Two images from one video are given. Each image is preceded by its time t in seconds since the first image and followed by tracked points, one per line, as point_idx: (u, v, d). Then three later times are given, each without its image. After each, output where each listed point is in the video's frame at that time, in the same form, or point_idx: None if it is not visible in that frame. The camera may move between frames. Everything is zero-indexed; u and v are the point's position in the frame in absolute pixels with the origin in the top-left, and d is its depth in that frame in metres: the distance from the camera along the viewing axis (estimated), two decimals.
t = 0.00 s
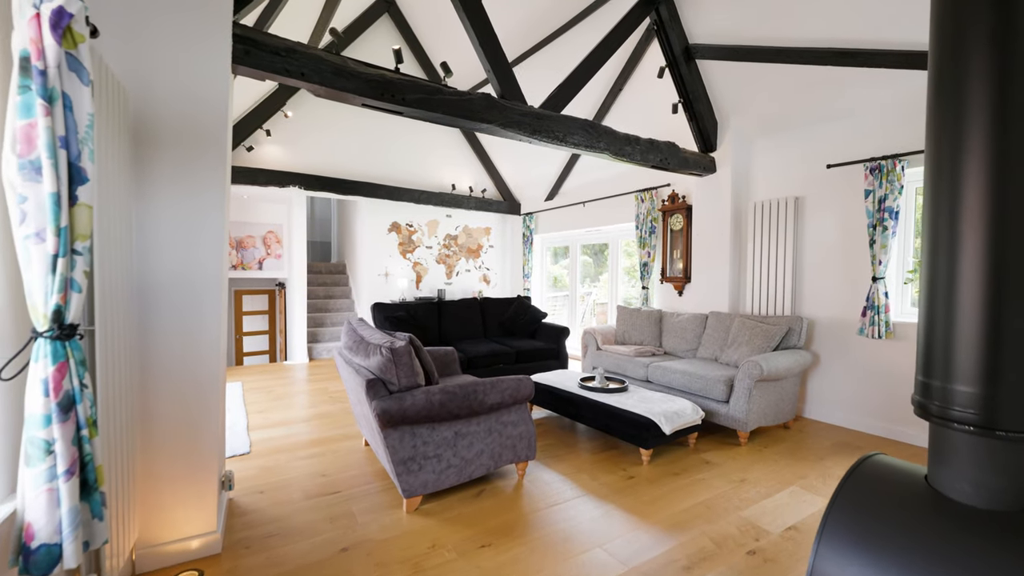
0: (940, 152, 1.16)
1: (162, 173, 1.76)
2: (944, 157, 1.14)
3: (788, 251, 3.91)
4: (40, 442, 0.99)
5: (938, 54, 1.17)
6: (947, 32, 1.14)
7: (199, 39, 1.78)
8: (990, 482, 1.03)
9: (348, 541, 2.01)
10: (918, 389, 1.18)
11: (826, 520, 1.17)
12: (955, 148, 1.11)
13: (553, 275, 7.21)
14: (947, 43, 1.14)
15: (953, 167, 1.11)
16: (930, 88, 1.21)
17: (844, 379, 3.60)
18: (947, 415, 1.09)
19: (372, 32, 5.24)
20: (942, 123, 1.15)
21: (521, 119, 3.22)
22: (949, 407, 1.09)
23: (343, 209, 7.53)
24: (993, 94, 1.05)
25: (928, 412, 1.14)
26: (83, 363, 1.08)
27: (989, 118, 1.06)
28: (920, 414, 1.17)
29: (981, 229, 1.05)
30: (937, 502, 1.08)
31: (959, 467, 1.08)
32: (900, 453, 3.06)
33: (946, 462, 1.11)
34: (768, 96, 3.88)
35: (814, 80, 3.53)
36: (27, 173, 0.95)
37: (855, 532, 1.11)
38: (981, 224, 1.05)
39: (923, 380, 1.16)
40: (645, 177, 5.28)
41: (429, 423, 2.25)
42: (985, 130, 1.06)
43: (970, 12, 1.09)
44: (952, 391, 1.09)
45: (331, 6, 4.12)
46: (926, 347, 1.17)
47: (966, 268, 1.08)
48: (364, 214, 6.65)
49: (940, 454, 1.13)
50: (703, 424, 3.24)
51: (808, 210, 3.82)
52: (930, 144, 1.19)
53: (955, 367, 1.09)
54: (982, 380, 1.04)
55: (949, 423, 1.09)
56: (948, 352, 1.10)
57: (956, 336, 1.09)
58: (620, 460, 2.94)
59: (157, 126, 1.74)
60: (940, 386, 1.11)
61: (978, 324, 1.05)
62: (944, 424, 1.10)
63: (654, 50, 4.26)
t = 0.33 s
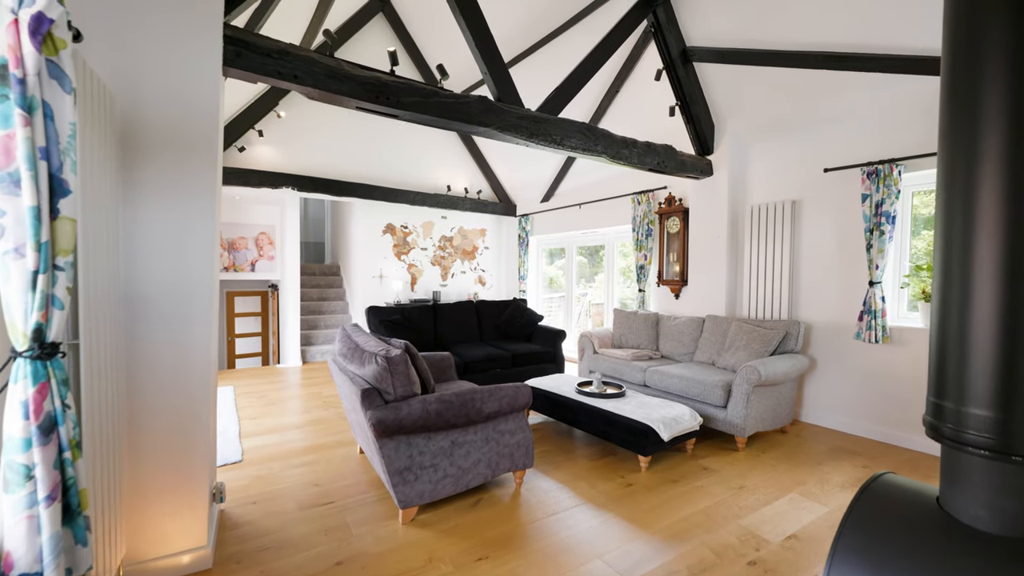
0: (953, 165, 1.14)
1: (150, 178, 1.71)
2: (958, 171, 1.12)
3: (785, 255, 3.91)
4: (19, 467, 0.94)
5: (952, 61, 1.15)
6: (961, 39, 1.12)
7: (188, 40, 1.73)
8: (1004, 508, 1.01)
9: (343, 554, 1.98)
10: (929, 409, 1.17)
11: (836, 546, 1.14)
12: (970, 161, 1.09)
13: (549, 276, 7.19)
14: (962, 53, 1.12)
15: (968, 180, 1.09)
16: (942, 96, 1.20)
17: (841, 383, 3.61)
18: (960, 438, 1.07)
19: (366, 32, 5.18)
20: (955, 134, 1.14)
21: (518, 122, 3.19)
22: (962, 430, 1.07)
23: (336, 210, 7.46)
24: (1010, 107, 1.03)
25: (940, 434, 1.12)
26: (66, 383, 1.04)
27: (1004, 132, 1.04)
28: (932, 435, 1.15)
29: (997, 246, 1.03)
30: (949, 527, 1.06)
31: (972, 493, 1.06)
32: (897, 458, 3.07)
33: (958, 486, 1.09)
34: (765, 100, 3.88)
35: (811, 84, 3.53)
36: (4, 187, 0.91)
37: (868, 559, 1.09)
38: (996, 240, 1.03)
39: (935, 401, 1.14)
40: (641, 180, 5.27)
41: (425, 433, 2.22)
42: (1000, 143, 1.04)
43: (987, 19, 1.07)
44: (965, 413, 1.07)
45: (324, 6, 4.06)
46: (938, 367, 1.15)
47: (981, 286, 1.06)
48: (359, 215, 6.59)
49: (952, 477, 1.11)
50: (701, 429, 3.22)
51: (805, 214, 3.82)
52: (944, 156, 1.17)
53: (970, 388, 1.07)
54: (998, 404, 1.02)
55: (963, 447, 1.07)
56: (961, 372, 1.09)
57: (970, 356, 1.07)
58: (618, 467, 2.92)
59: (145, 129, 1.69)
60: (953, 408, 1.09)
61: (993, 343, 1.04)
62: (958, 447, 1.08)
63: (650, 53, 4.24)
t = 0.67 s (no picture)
0: (969, 170, 1.10)
1: (137, 182, 1.66)
2: (974, 177, 1.08)
3: (781, 257, 3.92)
4: None
5: (967, 64, 1.11)
6: (977, 41, 1.08)
7: (175, 40, 1.68)
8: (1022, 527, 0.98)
9: (337, 567, 1.93)
10: (944, 425, 1.14)
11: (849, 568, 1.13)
12: (986, 167, 1.05)
13: (544, 278, 7.17)
14: (978, 54, 1.08)
15: (985, 187, 1.05)
16: (957, 100, 1.15)
17: (837, 386, 3.62)
18: (977, 456, 1.05)
19: (360, 32, 5.13)
20: (970, 141, 1.10)
21: (515, 124, 3.16)
22: (979, 448, 1.04)
23: (330, 211, 7.38)
24: None
25: (957, 452, 1.09)
26: (46, 400, 0.98)
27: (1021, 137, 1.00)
28: (948, 452, 1.12)
29: (1015, 256, 1.00)
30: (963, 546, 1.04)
31: (986, 510, 1.03)
32: (893, 461, 3.08)
33: (974, 502, 1.06)
34: (761, 103, 3.88)
35: (808, 87, 3.53)
36: None
37: None
38: (1014, 250, 1.00)
39: (950, 418, 1.11)
40: (637, 182, 5.25)
41: (422, 441, 2.18)
42: (1018, 149, 1.00)
43: (1005, 18, 1.03)
44: (983, 431, 1.04)
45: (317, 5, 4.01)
46: (954, 381, 1.12)
47: (999, 297, 1.02)
48: (352, 216, 6.53)
49: (967, 493, 1.08)
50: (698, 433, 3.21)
51: (801, 217, 3.82)
52: (959, 162, 1.13)
53: (988, 403, 1.04)
54: (1015, 422, 1.00)
55: (980, 465, 1.04)
56: (978, 386, 1.06)
57: (988, 369, 1.04)
58: (616, 473, 2.89)
59: (131, 132, 1.64)
60: (970, 424, 1.06)
61: (1012, 356, 1.00)
62: (975, 466, 1.05)
63: (647, 55, 4.22)
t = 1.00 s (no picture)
0: (985, 178, 1.05)
1: (121, 183, 1.60)
2: (989, 184, 1.04)
3: (776, 259, 3.91)
4: None
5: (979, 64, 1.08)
6: (993, 46, 1.04)
7: (162, 37, 1.63)
8: None
9: None
10: (958, 437, 1.09)
11: None
12: (1003, 174, 1.01)
13: (539, 279, 7.14)
14: (995, 61, 1.04)
15: (1003, 194, 1.00)
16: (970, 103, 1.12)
17: (833, 388, 3.61)
18: (994, 470, 0.99)
19: (353, 31, 5.08)
20: (986, 145, 1.06)
21: (511, 125, 3.12)
22: (996, 462, 0.99)
23: (322, 212, 7.31)
24: None
25: (973, 466, 1.04)
26: (19, 414, 0.94)
27: None
28: (963, 466, 1.07)
29: None
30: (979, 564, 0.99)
31: (1002, 525, 0.98)
32: (888, 464, 3.08)
33: (989, 517, 1.01)
34: (757, 105, 3.87)
35: (803, 90, 3.53)
36: None
37: None
38: None
39: (966, 430, 1.06)
40: (633, 183, 5.24)
41: (417, 447, 2.13)
42: None
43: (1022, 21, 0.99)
44: (999, 444, 0.99)
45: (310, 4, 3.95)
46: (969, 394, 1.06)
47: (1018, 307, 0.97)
48: (346, 217, 6.46)
49: (983, 507, 1.03)
50: (695, 437, 3.19)
51: (797, 219, 3.82)
52: (976, 168, 1.08)
53: (1004, 417, 0.98)
54: None
55: (997, 481, 0.98)
56: (994, 400, 1.00)
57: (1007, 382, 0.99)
58: (613, 477, 2.86)
59: (114, 130, 1.58)
60: (987, 438, 1.01)
61: None
62: (992, 481, 1.00)
63: (642, 56, 4.19)
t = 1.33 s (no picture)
0: (1006, 150, 0.92)
1: (104, 178, 1.54)
2: (1011, 158, 0.91)
3: (771, 260, 3.92)
4: None
5: (1000, 28, 0.94)
6: None
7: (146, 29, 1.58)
8: None
9: None
10: (974, 442, 0.97)
11: None
12: None
13: (533, 279, 7.11)
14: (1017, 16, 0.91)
15: None
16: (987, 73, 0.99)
17: (828, 389, 3.62)
18: (1013, 479, 0.88)
19: (346, 29, 5.02)
20: (1008, 119, 0.92)
21: (507, 124, 3.09)
22: (1016, 470, 0.88)
23: (315, 212, 7.22)
24: None
25: (989, 473, 0.93)
26: None
27: None
28: (977, 471, 0.95)
29: None
30: None
31: None
32: (883, 464, 3.09)
33: (1008, 526, 0.90)
34: (752, 106, 3.87)
35: (798, 91, 3.53)
36: None
37: None
38: None
39: (982, 434, 0.95)
40: (628, 184, 5.22)
41: (412, 452, 2.09)
42: None
43: None
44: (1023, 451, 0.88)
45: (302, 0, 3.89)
46: (985, 393, 0.95)
47: None
48: (339, 217, 6.39)
49: (1001, 516, 0.92)
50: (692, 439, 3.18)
51: (792, 220, 3.82)
52: (993, 141, 0.96)
53: None
54: None
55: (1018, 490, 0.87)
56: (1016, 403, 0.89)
57: None
58: (611, 480, 2.84)
59: (96, 124, 1.52)
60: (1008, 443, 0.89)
61: None
62: (1012, 490, 0.89)
63: (638, 56, 4.18)
